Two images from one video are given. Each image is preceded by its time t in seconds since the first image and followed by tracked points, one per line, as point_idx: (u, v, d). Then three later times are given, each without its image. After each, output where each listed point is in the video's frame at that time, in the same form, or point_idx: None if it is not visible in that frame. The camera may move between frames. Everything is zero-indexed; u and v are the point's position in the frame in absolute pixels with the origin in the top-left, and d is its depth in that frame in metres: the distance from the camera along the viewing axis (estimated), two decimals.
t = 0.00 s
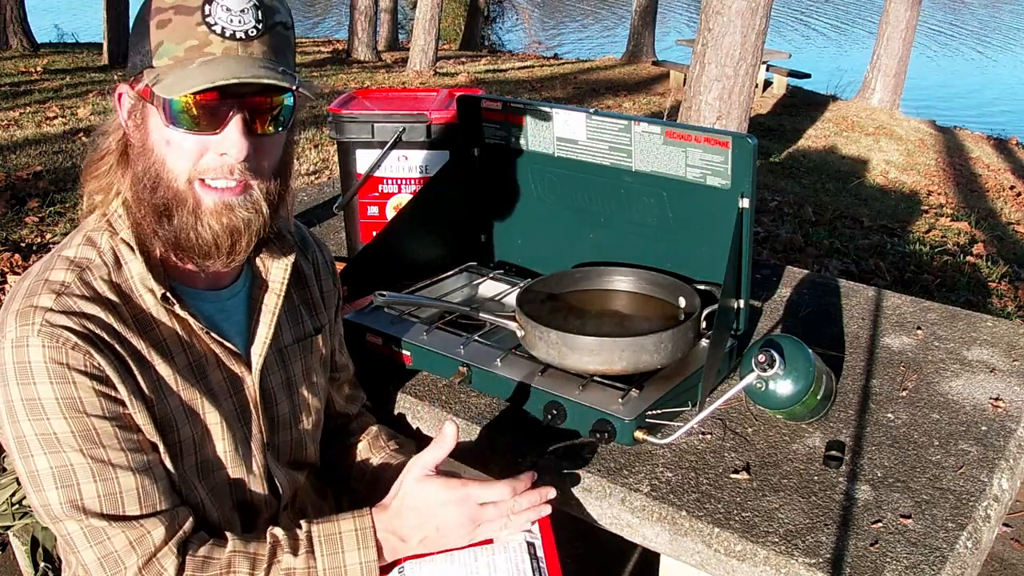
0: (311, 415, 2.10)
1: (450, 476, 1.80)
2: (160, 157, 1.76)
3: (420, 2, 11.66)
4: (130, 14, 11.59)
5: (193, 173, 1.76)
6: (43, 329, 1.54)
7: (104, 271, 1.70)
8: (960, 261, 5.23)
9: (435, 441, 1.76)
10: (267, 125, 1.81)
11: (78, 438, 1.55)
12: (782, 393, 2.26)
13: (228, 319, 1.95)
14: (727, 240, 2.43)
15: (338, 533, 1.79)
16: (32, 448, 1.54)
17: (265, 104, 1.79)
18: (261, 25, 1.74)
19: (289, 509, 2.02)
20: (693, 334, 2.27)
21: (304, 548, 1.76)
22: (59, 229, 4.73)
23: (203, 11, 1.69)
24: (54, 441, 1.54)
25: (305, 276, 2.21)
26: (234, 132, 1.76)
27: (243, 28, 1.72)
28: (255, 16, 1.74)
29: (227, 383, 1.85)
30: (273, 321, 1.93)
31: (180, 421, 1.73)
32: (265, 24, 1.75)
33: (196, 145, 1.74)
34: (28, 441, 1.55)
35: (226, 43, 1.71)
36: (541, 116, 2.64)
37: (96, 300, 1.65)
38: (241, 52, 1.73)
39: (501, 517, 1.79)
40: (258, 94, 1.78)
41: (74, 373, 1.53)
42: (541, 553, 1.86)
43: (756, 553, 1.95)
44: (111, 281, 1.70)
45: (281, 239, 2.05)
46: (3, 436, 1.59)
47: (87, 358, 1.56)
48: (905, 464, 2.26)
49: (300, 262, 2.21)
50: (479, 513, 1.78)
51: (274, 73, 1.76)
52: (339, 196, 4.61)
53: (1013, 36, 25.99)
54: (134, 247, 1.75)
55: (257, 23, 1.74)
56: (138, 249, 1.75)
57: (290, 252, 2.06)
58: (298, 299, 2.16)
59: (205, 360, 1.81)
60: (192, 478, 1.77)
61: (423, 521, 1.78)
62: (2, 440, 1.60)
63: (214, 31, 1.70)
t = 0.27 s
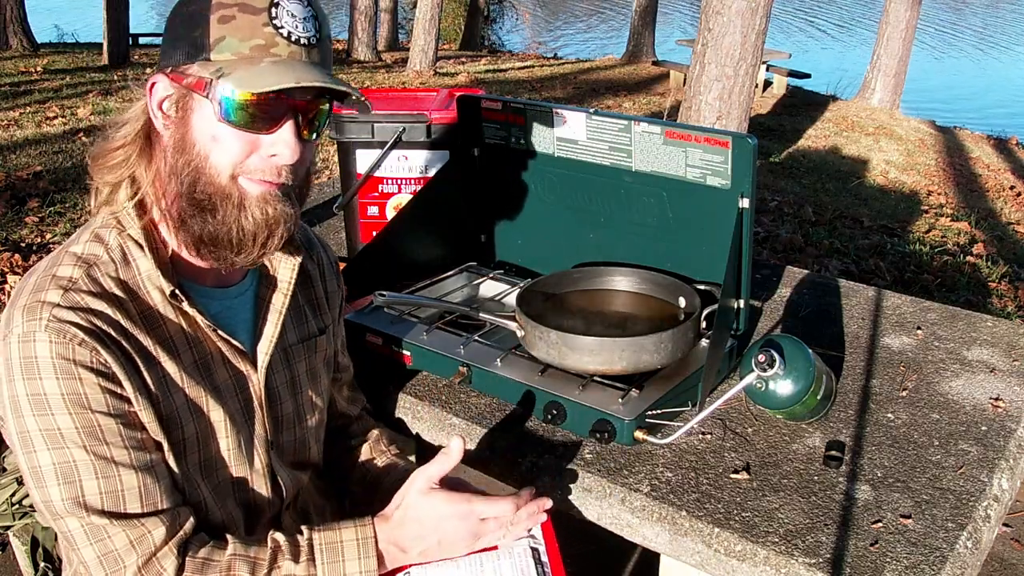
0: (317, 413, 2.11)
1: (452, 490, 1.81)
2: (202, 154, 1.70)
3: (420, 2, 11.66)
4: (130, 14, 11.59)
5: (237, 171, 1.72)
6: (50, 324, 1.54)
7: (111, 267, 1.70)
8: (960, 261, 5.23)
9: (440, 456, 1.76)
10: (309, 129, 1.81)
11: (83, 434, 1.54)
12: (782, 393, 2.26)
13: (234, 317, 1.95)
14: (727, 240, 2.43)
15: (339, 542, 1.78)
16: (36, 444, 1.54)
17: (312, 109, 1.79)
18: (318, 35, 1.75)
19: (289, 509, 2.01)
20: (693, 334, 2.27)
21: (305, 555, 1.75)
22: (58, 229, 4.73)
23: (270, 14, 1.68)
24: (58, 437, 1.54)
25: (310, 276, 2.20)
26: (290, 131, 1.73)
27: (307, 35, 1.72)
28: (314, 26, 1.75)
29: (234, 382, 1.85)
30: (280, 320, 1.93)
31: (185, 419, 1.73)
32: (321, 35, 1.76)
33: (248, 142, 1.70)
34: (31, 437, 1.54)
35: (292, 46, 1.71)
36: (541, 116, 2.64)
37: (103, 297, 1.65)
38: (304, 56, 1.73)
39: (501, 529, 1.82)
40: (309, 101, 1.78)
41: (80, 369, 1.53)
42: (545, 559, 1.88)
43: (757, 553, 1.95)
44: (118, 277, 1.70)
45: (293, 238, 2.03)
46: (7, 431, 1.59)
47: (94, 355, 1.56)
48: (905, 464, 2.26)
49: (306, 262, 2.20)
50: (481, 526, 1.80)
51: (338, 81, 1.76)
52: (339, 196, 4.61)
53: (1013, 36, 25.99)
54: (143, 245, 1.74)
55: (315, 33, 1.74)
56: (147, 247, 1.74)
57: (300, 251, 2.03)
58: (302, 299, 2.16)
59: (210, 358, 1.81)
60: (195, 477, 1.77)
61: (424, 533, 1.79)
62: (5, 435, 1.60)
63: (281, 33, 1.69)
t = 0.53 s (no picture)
0: (317, 411, 2.11)
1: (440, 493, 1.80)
2: (246, 168, 1.68)
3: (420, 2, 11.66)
4: (130, 14, 11.59)
5: (277, 190, 1.72)
6: (48, 322, 1.54)
7: (111, 266, 1.69)
8: (960, 261, 5.23)
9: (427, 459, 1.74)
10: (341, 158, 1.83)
11: (78, 432, 1.54)
12: (782, 393, 2.26)
13: (235, 316, 1.95)
14: (727, 240, 2.43)
15: (329, 543, 1.78)
16: (32, 440, 1.54)
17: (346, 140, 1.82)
18: (362, 70, 1.80)
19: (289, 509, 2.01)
20: (693, 334, 2.28)
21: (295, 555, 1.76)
22: (58, 229, 4.73)
23: (331, 44, 1.72)
24: (54, 434, 1.54)
25: (311, 275, 2.20)
26: (333, 162, 1.74)
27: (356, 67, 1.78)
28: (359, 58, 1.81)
29: (231, 381, 1.84)
30: (281, 319, 1.94)
31: (181, 418, 1.73)
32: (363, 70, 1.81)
33: (293, 164, 1.69)
34: (27, 433, 1.55)
35: (346, 77, 1.74)
36: (541, 116, 2.64)
37: (102, 295, 1.65)
38: (353, 90, 1.76)
39: (491, 528, 1.81)
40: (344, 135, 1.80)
41: (76, 367, 1.53)
42: (539, 554, 1.88)
43: (756, 553, 1.95)
44: (118, 276, 1.69)
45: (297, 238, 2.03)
46: (4, 427, 1.59)
47: (91, 353, 1.56)
48: (904, 464, 2.26)
49: (307, 262, 2.20)
50: (470, 527, 1.79)
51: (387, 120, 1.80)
52: (339, 196, 4.61)
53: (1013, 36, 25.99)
54: (144, 245, 1.73)
55: (360, 68, 1.80)
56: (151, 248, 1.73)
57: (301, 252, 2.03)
58: (302, 298, 2.16)
59: (209, 357, 1.80)
60: (190, 476, 1.77)
61: (414, 535, 1.78)
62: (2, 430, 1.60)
63: (338, 63, 1.73)
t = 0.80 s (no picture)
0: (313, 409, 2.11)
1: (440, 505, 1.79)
2: (279, 192, 1.68)
3: (420, 2, 11.67)
4: (130, 14, 11.59)
5: (305, 212, 1.73)
6: (43, 317, 1.54)
7: (106, 262, 1.70)
8: (960, 261, 5.23)
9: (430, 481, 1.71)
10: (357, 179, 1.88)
11: (74, 426, 1.54)
12: (782, 393, 2.26)
13: (230, 313, 1.94)
14: (727, 240, 2.43)
15: (330, 552, 1.77)
16: (28, 435, 1.54)
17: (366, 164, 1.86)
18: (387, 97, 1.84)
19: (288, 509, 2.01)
20: (693, 334, 2.27)
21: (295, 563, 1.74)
22: (58, 229, 4.73)
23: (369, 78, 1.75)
24: (50, 428, 1.54)
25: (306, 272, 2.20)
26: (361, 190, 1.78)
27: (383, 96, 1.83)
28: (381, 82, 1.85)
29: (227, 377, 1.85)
30: (275, 316, 1.92)
31: (177, 413, 1.74)
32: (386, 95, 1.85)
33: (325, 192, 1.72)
34: (23, 428, 1.54)
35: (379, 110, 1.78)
36: (541, 116, 2.63)
37: (97, 291, 1.65)
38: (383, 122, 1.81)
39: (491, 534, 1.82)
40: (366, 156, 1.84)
41: (72, 360, 1.53)
42: (540, 551, 1.88)
43: (757, 553, 1.95)
44: (113, 272, 1.70)
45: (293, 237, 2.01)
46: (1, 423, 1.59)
47: (86, 347, 1.56)
48: (904, 464, 2.26)
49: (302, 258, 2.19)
50: (470, 537, 1.80)
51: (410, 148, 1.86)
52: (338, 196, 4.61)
53: (1012, 36, 25.99)
54: (139, 241, 1.73)
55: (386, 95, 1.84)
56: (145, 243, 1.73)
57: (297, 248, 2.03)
58: (298, 296, 2.15)
59: (204, 353, 1.81)
60: (187, 472, 1.77)
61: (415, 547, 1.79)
62: None
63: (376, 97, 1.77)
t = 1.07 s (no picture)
0: (312, 405, 2.10)
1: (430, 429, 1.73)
2: (269, 184, 1.68)
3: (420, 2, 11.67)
4: (130, 14, 11.59)
5: (297, 203, 1.72)
6: (42, 308, 1.54)
7: (104, 257, 1.70)
8: (960, 261, 5.23)
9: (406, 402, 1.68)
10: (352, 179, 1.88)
11: (77, 415, 1.54)
12: (782, 393, 2.26)
13: (230, 309, 1.94)
14: (727, 240, 2.43)
15: (323, 503, 1.77)
16: (31, 427, 1.53)
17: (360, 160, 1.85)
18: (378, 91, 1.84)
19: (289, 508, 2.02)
20: (693, 334, 2.28)
21: (289, 524, 1.76)
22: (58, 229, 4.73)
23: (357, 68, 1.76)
24: (53, 419, 1.53)
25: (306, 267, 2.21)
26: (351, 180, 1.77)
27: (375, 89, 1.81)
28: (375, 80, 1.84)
29: (228, 370, 1.85)
30: (275, 310, 1.93)
31: (178, 404, 1.74)
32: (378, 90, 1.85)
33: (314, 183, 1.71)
34: (26, 421, 1.54)
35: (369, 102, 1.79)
36: (542, 116, 2.63)
37: (95, 283, 1.65)
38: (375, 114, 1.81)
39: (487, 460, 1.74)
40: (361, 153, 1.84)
41: (72, 350, 1.53)
42: (545, 533, 1.82)
43: (756, 553, 1.95)
44: (112, 266, 1.70)
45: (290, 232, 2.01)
46: (3, 420, 1.58)
47: (85, 337, 1.56)
48: (904, 464, 2.26)
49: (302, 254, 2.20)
50: (464, 461, 1.72)
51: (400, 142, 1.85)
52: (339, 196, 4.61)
53: (1012, 36, 25.99)
54: (136, 236, 1.73)
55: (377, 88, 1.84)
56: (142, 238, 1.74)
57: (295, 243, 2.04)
58: (298, 291, 2.16)
59: (205, 345, 1.81)
60: (190, 464, 1.77)
61: (408, 481, 1.73)
62: (3, 424, 1.59)
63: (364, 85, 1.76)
